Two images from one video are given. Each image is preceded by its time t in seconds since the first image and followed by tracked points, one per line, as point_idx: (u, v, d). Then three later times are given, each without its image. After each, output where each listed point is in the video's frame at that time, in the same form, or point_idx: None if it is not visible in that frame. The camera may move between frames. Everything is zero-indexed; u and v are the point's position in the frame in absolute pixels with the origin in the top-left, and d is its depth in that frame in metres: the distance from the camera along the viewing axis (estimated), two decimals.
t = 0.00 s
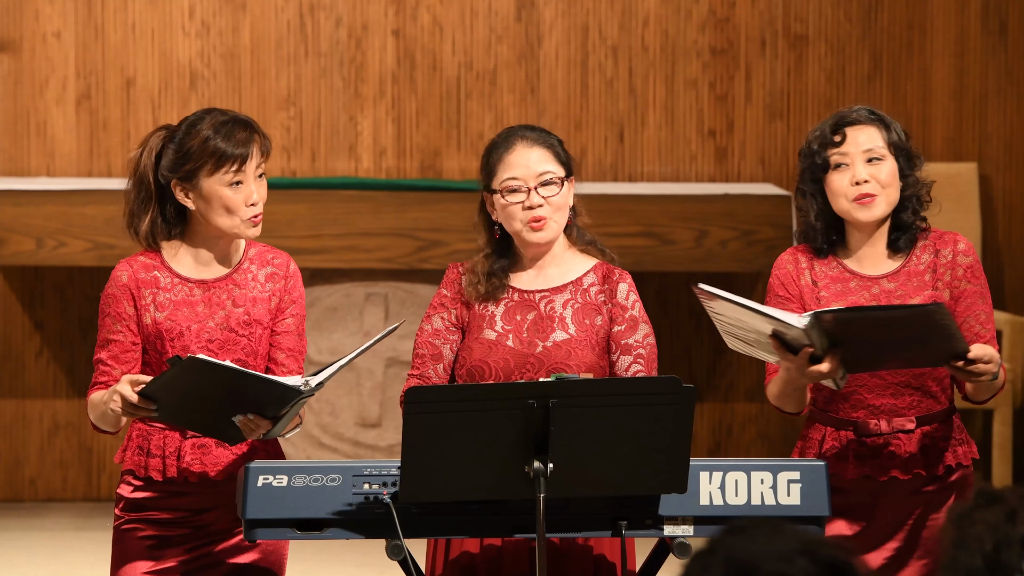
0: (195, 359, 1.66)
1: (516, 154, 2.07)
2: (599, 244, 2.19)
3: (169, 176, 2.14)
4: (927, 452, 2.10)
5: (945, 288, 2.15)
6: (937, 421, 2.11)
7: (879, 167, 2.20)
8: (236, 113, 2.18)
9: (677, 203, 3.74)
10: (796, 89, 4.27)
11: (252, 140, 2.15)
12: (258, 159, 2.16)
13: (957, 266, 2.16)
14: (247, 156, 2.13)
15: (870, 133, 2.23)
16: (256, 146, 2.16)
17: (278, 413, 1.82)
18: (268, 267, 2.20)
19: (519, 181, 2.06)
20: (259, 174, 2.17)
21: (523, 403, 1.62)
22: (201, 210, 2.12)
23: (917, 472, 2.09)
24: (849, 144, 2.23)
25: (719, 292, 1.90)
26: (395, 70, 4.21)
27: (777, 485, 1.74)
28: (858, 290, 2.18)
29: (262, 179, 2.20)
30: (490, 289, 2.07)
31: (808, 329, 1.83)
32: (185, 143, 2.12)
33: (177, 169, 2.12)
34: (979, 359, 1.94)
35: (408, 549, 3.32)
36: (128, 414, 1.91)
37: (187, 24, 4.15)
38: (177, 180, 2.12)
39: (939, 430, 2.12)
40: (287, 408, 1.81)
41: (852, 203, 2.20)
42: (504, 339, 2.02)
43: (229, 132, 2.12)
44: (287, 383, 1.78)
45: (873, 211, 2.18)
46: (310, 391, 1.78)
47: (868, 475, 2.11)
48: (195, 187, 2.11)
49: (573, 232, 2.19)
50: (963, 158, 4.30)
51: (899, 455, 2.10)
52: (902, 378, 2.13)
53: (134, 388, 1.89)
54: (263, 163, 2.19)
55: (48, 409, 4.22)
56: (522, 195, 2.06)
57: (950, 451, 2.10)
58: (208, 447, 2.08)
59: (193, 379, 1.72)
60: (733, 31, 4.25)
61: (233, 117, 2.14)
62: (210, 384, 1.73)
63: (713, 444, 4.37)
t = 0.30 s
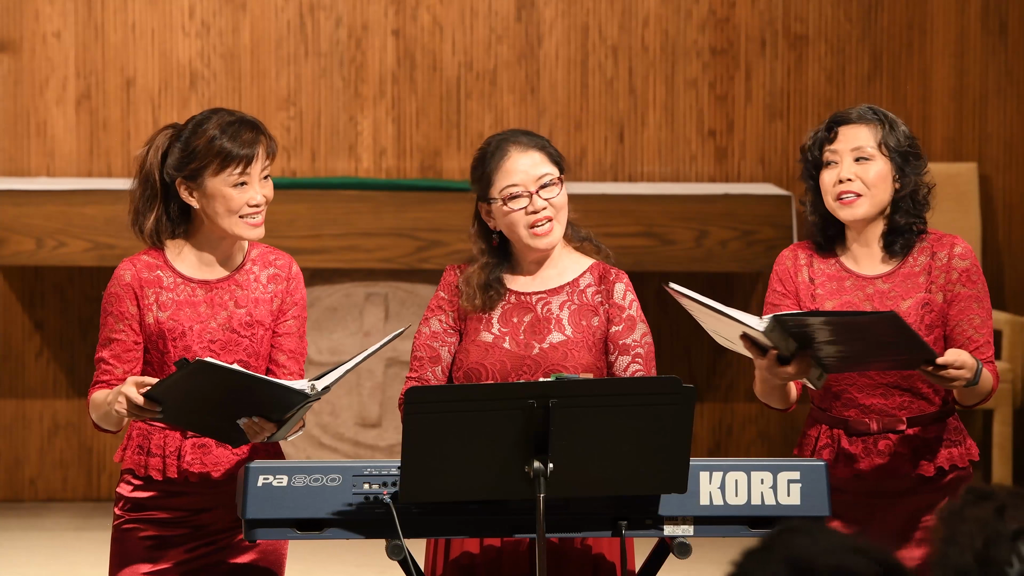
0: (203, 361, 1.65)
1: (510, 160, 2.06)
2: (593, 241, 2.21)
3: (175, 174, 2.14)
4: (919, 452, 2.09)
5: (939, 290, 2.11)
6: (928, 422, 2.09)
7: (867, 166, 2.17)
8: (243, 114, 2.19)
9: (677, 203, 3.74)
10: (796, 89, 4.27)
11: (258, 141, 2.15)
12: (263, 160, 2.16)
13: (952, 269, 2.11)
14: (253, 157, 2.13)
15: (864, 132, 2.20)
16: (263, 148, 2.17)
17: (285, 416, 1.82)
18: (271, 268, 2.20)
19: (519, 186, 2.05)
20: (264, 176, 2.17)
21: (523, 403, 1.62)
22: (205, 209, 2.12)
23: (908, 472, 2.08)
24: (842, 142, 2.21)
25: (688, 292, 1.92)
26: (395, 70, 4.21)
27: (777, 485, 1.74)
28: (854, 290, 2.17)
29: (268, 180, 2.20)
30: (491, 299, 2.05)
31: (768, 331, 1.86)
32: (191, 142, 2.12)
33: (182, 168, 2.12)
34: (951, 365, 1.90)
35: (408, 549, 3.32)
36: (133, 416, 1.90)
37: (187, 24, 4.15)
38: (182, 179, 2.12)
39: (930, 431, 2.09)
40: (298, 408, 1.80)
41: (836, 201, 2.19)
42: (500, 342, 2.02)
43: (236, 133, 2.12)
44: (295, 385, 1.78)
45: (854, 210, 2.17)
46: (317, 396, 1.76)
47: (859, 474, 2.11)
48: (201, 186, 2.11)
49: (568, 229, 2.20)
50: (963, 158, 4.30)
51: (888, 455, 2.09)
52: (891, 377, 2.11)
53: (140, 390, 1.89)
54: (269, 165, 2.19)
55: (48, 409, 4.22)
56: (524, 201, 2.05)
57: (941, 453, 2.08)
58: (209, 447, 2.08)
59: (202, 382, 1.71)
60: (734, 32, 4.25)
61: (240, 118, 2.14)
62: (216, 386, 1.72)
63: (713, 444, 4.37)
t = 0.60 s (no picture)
0: (203, 356, 1.65)
1: (503, 161, 2.06)
2: (589, 240, 2.20)
3: (183, 172, 2.14)
4: (905, 452, 2.06)
5: (931, 294, 2.09)
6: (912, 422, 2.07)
7: (861, 165, 2.15)
8: (254, 115, 2.19)
9: (677, 203, 3.74)
10: (796, 89, 4.27)
11: (267, 142, 2.15)
12: (271, 162, 2.16)
13: (946, 273, 2.08)
14: (261, 157, 2.12)
15: (863, 129, 2.17)
16: (271, 149, 2.16)
17: (283, 415, 1.82)
18: (274, 271, 2.20)
19: (511, 188, 2.05)
20: (272, 177, 2.17)
21: (523, 403, 1.62)
22: (211, 208, 2.12)
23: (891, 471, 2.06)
24: (841, 138, 2.19)
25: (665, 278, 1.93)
26: (395, 69, 4.21)
27: (777, 485, 1.74)
28: (850, 286, 2.16)
29: (275, 182, 2.19)
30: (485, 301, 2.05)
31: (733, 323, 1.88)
32: (200, 140, 2.12)
33: (190, 166, 2.12)
34: (924, 365, 1.88)
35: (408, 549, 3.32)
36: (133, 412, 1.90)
37: (187, 24, 4.15)
38: (189, 177, 2.12)
39: (915, 431, 2.07)
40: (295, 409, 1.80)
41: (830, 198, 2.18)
42: (495, 342, 2.02)
43: (245, 132, 2.12)
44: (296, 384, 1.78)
45: (842, 208, 2.16)
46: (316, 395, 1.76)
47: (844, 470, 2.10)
48: (207, 184, 2.11)
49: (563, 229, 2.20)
50: (963, 158, 4.30)
51: (872, 453, 2.07)
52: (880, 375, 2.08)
53: (140, 385, 1.89)
54: (277, 166, 2.19)
55: (48, 409, 4.22)
56: (516, 202, 2.05)
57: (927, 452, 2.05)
58: (206, 447, 2.08)
59: (203, 378, 1.71)
60: (734, 31, 4.25)
61: (249, 118, 2.14)
62: (214, 385, 1.72)
63: (713, 444, 4.37)
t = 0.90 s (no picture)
0: (199, 355, 1.65)
1: (504, 161, 2.06)
2: (586, 246, 2.16)
3: (186, 167, 2.14)
4: (892, 455, 2.05)
5: (919, 302, 2.08)
6: (899, 425, 2.06)
7: (847, 170, 2.14)
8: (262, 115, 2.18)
9: (677, 203, 3.74)
10: (796, 89, 4.27)
11: (270, 144, 2.14)
12: (274, 164, 2.16)
13: (934, 283, 2.08)
14: (263, 158, 2.12)
15: (852, 134, 2.16)
16: (275, 151, 2.16)
17: (280, 414, 1.83)
18: (273, 271, 2.20)
19: (507, 189, 2.05)
20: (273, 179, 2.17)
21: (523, 403, 1.62)
22: (210, 206, 2.12)
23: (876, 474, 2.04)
24: (834, 143, 2.18)
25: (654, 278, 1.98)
26: (395, 69, 4.21)
27: (777, 485, 1.73)
28: (841, 290, 2.15)
29: (276, 185, 2.19)
30: (478, 300, 2.05)
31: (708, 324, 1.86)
32: (205, 136, 2.13)
33: (193, 162, 2.13)
34: (901, 373, 1.89)
35: (407, 549, 3.32)
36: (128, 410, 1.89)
37: (187, 24, 4.15)
38: (192, 173, 2.13)
39: (902, 435, 2.06)
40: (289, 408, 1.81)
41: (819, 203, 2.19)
42: (491, 345, 2.02)
43: (249, 132, 2.12)
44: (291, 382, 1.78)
45: (826, 217, 2.16)
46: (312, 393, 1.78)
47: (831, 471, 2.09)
48: (207, 180, 2.12)
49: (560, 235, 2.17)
50: (963, 158, 4.30)
51: (859, 455, 2.06)
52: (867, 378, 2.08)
53: (138, 384, 1.88)
54: (280, 168, 2.18)
55: (48, 409, 4.22)
56: (510, 203, 2.05)
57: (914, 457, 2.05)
58: (202, 446, 2.08)
59: (198, 377, 1.71)
60: (733, 32, 4.25)
61: (256, 118, 2.14)
62: (212, 384, 1.73)
63: (713, 444, 4.37)
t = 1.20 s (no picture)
0: (195, 354, 1.66)
1: (528, 155, 2.06)
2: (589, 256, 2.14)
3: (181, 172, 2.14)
4: (887, 460, 2.06)
5: (910, 311, 2.08)
6: (893, 431, 2.07)
7: (827, 187, 2.13)
8: (258, 119, 2.18)
9: (677, 202, 3.74)
10: (796, 89, 4.27)
11: (267, 147, 2.15)
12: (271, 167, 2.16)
13: (924, 292, 2.08)
14: (262, 161, 2.12)
15: (831, 150, 2.14)
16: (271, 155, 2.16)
17: (282, 412, 1.82)
18: (268, 272, 2.20)
19: (522, 182, 2.05)
20: (270, 182, 2.17)
21: (523, 403, 1.62)
22: (207, 209, 2.12)
23: (871, 479, 2.04)
24: (817, 158, 2.17)
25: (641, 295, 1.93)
26: (395, 69, 4.21)
27: (776, 485, 1.74)
28: (834, 298, 2.14)
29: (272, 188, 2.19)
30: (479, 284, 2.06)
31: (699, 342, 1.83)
32: (200, 141, 2.12)
33: (189, 166, 2.12)
34: (890, 394, 1.90)
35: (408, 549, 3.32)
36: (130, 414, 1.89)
37: (187, 24, 4.15)
38: (188, 177, 2.12)
39: (896, 440, 2.07)
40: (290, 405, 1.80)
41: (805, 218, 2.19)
42: (493, 343, 2.01)
43: (246, 135, 2.12)
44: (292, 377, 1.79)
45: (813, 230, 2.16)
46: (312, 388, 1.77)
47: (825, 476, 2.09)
48: (206, 186, 2.11)
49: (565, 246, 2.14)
50: (963, 159, 4.30)
51: (853, 461, 2.06)
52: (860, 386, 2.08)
53: (138, 388, 1.87)
54: (275, 172, 2.19)
55: (48, 409, 4.22)
56: (522, 197, 2.05)
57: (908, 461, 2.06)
58: (209, 450, 2.08)
59: (197, 377, 1.72)
60: (733, 32, 4.25)
61: (251, 121, 2.14)
62: (213, 383, 1.73)
63: (713, 444, 4.37)
